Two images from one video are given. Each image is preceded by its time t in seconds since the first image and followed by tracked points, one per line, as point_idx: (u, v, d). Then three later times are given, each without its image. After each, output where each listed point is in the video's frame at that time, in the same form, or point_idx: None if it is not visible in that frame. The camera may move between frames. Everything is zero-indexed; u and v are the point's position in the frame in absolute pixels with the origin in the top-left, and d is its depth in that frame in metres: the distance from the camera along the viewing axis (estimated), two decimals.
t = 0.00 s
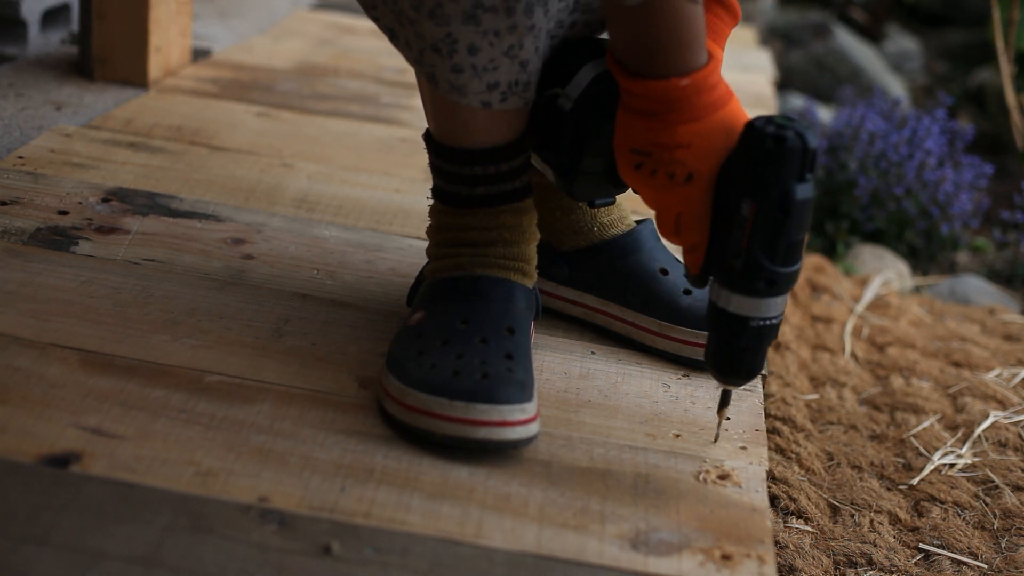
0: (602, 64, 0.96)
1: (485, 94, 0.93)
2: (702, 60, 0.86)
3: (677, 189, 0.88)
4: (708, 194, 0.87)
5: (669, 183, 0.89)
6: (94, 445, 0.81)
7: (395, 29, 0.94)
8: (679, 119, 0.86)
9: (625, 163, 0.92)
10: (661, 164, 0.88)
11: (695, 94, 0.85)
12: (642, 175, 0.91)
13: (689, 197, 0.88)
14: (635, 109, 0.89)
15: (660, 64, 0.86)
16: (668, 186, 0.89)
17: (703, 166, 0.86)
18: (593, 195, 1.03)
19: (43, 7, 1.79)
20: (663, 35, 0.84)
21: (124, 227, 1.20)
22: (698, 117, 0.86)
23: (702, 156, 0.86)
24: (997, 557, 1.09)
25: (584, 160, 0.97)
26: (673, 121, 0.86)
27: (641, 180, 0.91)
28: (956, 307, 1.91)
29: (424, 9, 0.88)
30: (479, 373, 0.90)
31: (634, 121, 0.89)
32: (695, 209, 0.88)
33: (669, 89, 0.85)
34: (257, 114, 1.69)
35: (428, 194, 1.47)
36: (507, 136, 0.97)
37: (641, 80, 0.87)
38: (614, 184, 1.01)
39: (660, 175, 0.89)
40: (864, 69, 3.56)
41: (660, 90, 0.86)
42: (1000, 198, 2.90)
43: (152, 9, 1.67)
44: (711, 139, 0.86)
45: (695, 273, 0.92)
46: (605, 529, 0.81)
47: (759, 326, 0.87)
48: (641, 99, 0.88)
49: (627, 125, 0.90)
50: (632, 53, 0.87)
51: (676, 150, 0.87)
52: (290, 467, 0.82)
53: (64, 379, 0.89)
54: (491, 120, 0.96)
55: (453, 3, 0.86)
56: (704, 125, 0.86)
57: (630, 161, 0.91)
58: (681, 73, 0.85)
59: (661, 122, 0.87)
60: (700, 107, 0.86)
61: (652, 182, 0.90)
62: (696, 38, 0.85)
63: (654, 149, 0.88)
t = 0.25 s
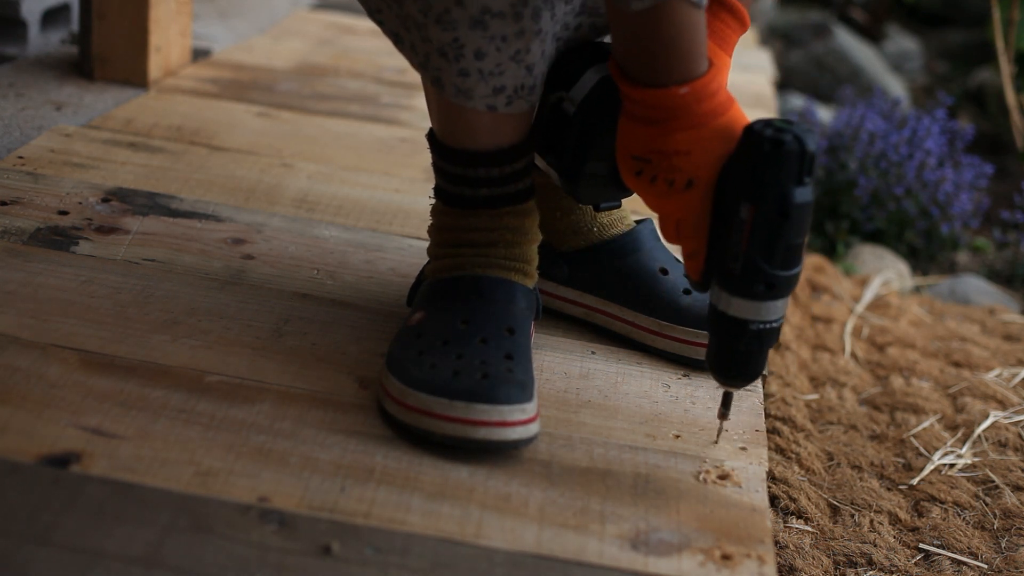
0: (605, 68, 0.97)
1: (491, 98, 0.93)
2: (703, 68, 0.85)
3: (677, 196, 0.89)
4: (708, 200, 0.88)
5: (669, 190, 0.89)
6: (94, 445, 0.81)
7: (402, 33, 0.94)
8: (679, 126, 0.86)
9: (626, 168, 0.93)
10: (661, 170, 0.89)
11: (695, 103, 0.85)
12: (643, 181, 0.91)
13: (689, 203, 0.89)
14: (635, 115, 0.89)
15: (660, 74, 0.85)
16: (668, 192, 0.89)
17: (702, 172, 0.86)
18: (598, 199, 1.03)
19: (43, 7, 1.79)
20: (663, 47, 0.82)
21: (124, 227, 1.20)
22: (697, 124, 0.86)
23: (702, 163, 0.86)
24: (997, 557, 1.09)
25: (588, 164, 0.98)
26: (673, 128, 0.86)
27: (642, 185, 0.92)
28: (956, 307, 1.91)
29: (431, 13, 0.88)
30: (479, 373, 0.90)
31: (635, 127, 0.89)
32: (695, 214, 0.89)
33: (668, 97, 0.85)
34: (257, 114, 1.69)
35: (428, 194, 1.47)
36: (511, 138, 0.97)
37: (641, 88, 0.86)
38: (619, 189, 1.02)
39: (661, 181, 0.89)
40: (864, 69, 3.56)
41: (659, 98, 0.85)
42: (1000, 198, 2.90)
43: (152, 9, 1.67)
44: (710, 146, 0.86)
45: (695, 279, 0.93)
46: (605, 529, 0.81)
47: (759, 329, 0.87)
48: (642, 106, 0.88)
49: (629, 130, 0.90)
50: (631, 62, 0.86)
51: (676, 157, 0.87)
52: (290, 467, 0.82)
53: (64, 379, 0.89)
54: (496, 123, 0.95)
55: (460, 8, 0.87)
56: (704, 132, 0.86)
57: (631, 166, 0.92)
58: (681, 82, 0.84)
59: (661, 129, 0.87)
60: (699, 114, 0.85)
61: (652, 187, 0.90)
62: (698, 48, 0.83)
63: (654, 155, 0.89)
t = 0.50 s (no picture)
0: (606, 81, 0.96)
1: (496, 110, 0.92)
2: (710, 89, 0.85)
3: (682, 215, 0.89)
4: (713, 219, 0.88)
5: (674, 209, 0.89)
6: (94, 445, 0.81)
7: (405, 45, 0.93)
8: (686, 147, 0.86)
9: (629, 186, 0.93)
10: (667, 190, 0.89)
11: (703, 124, 0.85)
12: (647, 200, 0.91)
13: (694, 223, 0.89)
14: (640, 135, 0.89)
15: (669, 96, 0.84)
16: (673, 211, 0.90)
17: (708, 193, 0.87)
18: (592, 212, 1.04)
19: (43, 7, 1.79)
20: (672, 69, 0.82)
21: (124, 227, 1.20)
22: (704, 146, 0.86)
23: (708, 184, 0.87)
24: (997, 557, 1.09)
25: (586, 179, 0.99)
26: (680, 149, 0.86)
27: (646, 205, 0.92)
28: (956, 307, 1.91)
29: (438, 29, 0.87)
30: (479, 374, 0.90)
31: (640, 148, 0.89)
32: (699, 233, 0.89)
33: (677, 119, 0.85)
34: (257, 114, 1.69)
35: (428, 194, 1.47)
36: (514, 147, 0.97)
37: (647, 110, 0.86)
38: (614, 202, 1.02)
39: (666, 201, 0.89)
40: (864, 69, 3.57)
41: (667, 120, 0.85)
42: (1000, 198, 2.90)
43: (152, 9, 1.67)
44: (717, 167, 0.86)
45: (698, 296, 0.94)
46: (605, 529, 0.81)
47: (761, 347, 0.88)
48: (648, 126, 0.87)
49: (633, 150, 0.90)
50: (639, 84, 0.85)
51: (682, 178, 0.87)
52: (290, 467, 0.82)
53: (64, 379, 0.89)
54: (499, 135, 0.95)
55: (468, 25, 0.85)
56: (711, 153, 0.86)
57: (635, 185, 0.92)
58: (689, 104, 0.84)
59: (668, 150, 0.87)
60: (706, 136, 0.85)
61: (657, 207, 0.91)
62: (706, 70, 0.83)
63: (660, 175, 0.88)
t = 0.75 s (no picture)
0: (605, 93, 0.96)
1: (507, 119, 0.92)
2: (708, 102, 0.85)
3: (681, 227, 0.90)
4: (712, 229, 0.89)
5: (673, 221, 0.90)
6: (94, 445, 0.81)
7: (413, 56, 0.91)
8: (684, 160, 0.86)
9: (627, 198, 0.93)
10: (666, 203, 0.89)
11: (701, 136, 0.85)
12: (646, 212, 0.91)
13: (693, 233, 0.90)
14: (638, 147, 0.89)
15: (668, 109, 0.84)
16: (672, 223, 0.90)
17: (707, 204, 0.88)
18: (589, 224, 1.05)
19: (43, 7, 1.79)
20: (671, 83, 0.82)
21: (124, 227, 1.20)
22: (703, 158, 0.86)
23: (707, 196, 0.87)
24: (997, 557, 1.09)
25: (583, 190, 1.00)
26: (678, 162, 0.86)
27: (644, 217, 0.92)
28: (956, 307, 1.91)
29: (454, 40, 0.87)
30: (479, 374, 0.90)
31: (638, 160, 0.89)
32: (698, 243, 0.90)
33: (675, 133, 0.85)
34: (257, 114, 1.69)
35: (428, 194, 1.47)
36: (520, 153, 0.96)
37: (647, 123, 0.86)
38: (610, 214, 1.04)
39: (665, 213, 0.90)
40: (864, 69, 3.57)
41: (666, 133, 0.85)
42: (1000, 198, 2.90)
43: (152, 9, 1.67)
44: (715, 179, 0.87)
45: (697, 306, 0.94)
46: (605, 529, 0.81)
47: (760, 356, 0.88)
48: (646, 140, 0.87)
49: (631, 163, 0.90)
50: (638, 97, 0.85)
51: (682, 189, 0.87)
52: (290, 467, 0.82)
53: (64, 379, 0.89)
54: (506, 141, 0.94)
55: (486, 37, 0.85)
56: (709, 166, 0.86)
57: (633, 197, 0.92)
58: (688, 117, 0.84)
59: (666, 163, 0.87)
60: (705, 148, 0.86)
61: (655, 219, 0.91)
62: (705, 81, 0.83)
63: (659, 188, 0.89)
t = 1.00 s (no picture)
0: (607, 97, 0.96)
1: (510, 120, 0.91)
2: (712, 107, 0.85)
3: (684, 233, 0.90)
4: (714, 235, 0.89)
5: (676, 227, 0.90)
6: (94, 446, 0.81)
7: (414, 61, 0.91)
8: (687, 166, 0.87)
9: (630, 204, 0.93)
10: (668, 209, 0.89)
11: (704, 142, 0.86)
12: (648, 218, 0.92)
13: (695, 239, 0.90)
14: (641, 153, 0.89)
15: (672, 114, 0.85)
16: (675, 229, 0.90)
17: (709, 210, 0.88)
18: (590, 228, 1.05)
19: (43, 7, 1.79)
20: (674, 86, 0.83)
21: (124, 227, 1.20)
22: (706, 164, 0.86)
23: (709, 202, 0.88)
24: (997, 557, 1.09)
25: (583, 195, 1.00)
26: (681, 168, 0.87)
27: (647, 222, 0.92)
28: (956, 307, 1.91)
29: (458, 42, 0.86)
30: (480, 374, 0.90)
31: (641, 166, 0.90)
32: (701, 249, 0.90)
33: (679, 137, 0.85)
34: (257, 114, 1.69)
35: (428, 194, 1.47)
36: (523, 155, 0.97)
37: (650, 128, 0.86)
38: (610, 218, 1.04)
39: (667, 219, 0.90)
40: (863, 69, 3.57)
41: (669, 138, 0.86)
42: (1000, 198, 2.90)
43: (152, 9, 1.67)
44: (718, 185, 0.87)
45: (699, 311, 0.95)
46: (606, 529, 0.81)
47: (761, 361, 0.88)
48: (650, 145, 0.88)
49: (634, 168, 0.91)
50: (642, 101, 0.86)
51: (684, 196, 0.88)
52: (290, 467, 0.82)
53: (64, 379, 0.89)
54: (508, 142, 0.94)
55: (491, 39, 0.84)
56: (712, 171, 0.87)
57: (636, 203, 0.92)
58: (691, 123, 0.85)
59: (669, 169, 0.88)
60: (708, 154, 0.86)
61: (658, 225, 0.91)
62: (708, 86, 0.83)
63: (662, 194, 0.89)
